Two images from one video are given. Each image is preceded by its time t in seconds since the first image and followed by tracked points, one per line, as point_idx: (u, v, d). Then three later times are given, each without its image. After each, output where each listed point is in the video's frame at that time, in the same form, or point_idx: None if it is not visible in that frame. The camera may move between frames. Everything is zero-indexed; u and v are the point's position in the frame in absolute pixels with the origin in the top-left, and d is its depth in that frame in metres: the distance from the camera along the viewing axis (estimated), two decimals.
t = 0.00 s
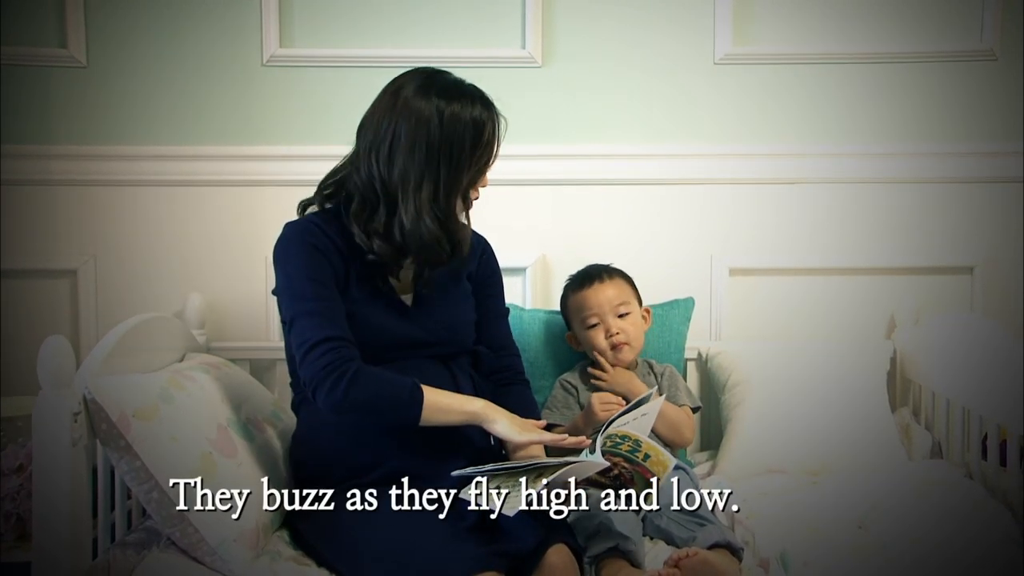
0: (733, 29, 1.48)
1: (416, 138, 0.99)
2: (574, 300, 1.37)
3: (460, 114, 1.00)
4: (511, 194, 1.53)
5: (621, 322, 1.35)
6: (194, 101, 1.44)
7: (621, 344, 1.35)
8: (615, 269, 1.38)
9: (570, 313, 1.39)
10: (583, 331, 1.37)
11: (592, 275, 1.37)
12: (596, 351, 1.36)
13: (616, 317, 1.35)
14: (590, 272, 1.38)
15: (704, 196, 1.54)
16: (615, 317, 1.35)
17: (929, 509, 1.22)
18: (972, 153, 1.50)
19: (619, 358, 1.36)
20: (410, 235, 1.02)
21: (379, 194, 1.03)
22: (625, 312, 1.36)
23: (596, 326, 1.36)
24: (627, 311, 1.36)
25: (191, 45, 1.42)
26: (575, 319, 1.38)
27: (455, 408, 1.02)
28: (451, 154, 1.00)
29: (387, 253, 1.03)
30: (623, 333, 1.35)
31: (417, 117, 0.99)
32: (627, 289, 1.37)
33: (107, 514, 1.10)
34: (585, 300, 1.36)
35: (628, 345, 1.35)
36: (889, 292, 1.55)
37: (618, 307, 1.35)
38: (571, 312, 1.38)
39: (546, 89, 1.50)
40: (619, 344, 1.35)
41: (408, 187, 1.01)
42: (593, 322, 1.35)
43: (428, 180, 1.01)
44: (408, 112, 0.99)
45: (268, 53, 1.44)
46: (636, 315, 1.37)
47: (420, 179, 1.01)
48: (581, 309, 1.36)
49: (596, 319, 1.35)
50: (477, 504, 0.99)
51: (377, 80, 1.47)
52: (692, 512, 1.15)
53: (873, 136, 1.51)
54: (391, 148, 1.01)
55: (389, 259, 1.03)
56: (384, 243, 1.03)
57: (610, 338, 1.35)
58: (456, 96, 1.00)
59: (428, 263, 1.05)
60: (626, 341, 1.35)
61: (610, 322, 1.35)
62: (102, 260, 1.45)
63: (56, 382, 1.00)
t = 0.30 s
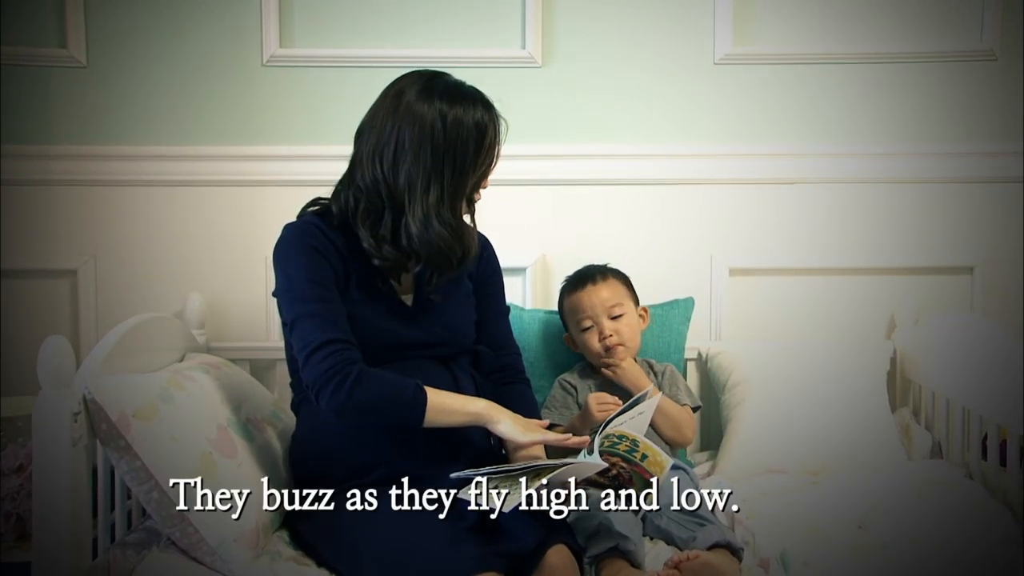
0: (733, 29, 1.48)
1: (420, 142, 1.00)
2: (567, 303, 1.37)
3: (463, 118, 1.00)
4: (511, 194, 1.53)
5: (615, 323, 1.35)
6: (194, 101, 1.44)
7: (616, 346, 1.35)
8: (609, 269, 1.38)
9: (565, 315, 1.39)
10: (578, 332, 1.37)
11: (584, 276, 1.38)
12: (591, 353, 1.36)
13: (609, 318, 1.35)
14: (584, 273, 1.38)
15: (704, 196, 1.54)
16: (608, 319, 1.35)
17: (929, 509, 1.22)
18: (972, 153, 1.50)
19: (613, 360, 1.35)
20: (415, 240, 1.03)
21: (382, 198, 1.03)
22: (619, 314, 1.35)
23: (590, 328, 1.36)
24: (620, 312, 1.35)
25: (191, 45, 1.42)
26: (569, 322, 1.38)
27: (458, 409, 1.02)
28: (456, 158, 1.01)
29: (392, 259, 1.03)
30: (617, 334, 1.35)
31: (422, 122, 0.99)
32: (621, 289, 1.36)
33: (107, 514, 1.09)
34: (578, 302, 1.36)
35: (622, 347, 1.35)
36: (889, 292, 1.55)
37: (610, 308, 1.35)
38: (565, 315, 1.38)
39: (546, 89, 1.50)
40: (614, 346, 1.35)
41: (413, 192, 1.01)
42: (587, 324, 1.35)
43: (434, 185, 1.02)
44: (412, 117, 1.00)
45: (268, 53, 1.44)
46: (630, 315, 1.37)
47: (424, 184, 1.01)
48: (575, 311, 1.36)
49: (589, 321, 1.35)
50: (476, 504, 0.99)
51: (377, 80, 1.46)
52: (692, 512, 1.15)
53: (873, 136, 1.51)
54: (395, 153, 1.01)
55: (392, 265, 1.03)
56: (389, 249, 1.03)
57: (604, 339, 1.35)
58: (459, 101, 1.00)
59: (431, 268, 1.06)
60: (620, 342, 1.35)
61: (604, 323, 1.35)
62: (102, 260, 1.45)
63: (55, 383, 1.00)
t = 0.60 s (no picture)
0: (733, 29, 1.48)
1: (409, 144, 0.99)
2: (562, 303, 1.38)
3: (453, 117, 1.00)
4: (511, 194, 1.53)
5: (608, 323, 1.35)
6: (195, 100, 1.44)
7: (610, 345, 1.34)
8: (602, 269, 1.38)
9: (560, 316, 1.39)
10: (572, 333, 1.37)
11: (579, 276, 1.37)
12: (586, 353, 1.36)
13: (601, 318, 1.34)
14: (577, 274, 1.38)
15: (704, 196, 1.54)
16: (601, 319, 1.35)
17: (929, 509, 1.22)
18: (971, 153, 1.51)
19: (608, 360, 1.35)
20: (407, 243, 1.02)
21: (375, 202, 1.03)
22: (612, 313, 1.35)
23: (584, 328, 1.35)
24: (613, 312, 1.35)
25: (191, 45, 1.42)
26: (564, 322, 1.38)
27: (454, 396, 1.00)
28: (446, 159, 1.00)
29: (386, 263, 1.03)
30: (610, 334, 1.34)
31: (411, 123, 0.99)
32: (614, 289, 1.36)
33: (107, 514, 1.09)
34: (572, 303, 1.36)
35: (616, 346, 1.34)
36: (889, 292, 1.55)
37: (603, 308, 1.35)
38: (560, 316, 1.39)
39: (546, 89, 1.50)
40: (608, 345, 1.34)
41: (404, 195, 1.01)
42: (580, 324, 1.35)
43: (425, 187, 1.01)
44: (401, 119, 0.99)
45: (268, 53, 1.44)
46: (624, 314, 1.36)
47: (415, 187, 1.00)
48: (569, 312, 1.36)
49: (583, 321, 1.35)
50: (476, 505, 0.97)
51: (377, 79, 1.46)
52: (692, 512, 1.14)
53: (873, 136, 1.51)
54: (385, 156, 1.00)
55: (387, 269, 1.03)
56: (383, 253, 1.02)
57: (597, 339, 1.34)
58: (449, 101, 1.00)
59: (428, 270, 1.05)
60: (613, 342, 1.34)
61: (596, 324, 1.34)
62: (102, 259, 1.45)
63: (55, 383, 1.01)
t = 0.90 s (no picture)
0: (733, 30, 1.48)
1: (411, 150, 0.99)
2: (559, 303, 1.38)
3: (454, 123, 1.00)
4: (511, 194, 1.53)
5: (603, 323, 1.36)
6: (195, 100, 1.44)
7: (603, 345, 1.36)
8: (599, 269, 1.39)
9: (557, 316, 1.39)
10: (568, 333, 1.38)
11: (576, 276, 1.38)
12: (580, 353, 1.37)
13: (598, 319, 1.35)
14: (574, 274, 1.38)
15: (704, 196, 1.54)
16: (597, 320, 1.35)
17: (929, 509, 1.22)
18: (971, 153, 1.51)
19: (601, 360, 1.37)
20: (406, 247, 1.02)
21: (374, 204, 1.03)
22: (608, 314, 1.36)
23: (579, 329, 1.36)
24: (609, 313, 1.36)
25: (190, 45, 1.42)
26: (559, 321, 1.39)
27: (461, 334, 0.99)
28: (448, 164, 1.00)
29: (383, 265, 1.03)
30: (605, 334, 1.36)
31: (412, 129, 0.99)
32: (612, 290, 1.37)
33: (107, 514, 1.09)
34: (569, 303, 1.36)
35: (610, 346, 1.36)
36: (889, 292, 1.55)
37: (599, 309, 1.35)
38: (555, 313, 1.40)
39: (546, 89, 1.50)
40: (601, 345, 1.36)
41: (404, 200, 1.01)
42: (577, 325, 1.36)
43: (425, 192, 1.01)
44: (404, 123, 0.99)
45: (268, 53, 1.44)
46: (619, 315, 1.37)
47: (417, 190, 1.01)
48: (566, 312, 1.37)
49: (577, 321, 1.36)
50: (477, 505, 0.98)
51: (377, 79, 1.46)
52: (692, 512, 1.14)
53: (873, 136, 1.51)
54: (388, 160, 1.00)
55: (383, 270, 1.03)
56: (383, 256, 1.03)
57: (591, 339, 1.36)
58: (453, 105, 1.00)
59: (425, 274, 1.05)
60: (607, 342, 1.36)
61: (592, 324, 1.35)
62: (102, 259, 1.45)
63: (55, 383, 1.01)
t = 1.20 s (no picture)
0: (733, 30, 1.48)
1: (399, 149, 0.98)
2: (562, 303, 1.38)
3: (441, 118, 0.98)
4: (511, 194, 1.53)
5: (607, 324, 1.35)
6: (195, 100, 1.44)
7: (606, 347, 1.34)
8: (603, 269, 1.39)
9: (560, 316, 1.39)
10: (571, 333, 1.37)
11: (580, 275, 1.38)
12: (584, 353, 1.36)
13: (601, 319, 1.34)
14: (579, 274, 1.39)
15: (704, 196, 1.54)
16: (601, 320, 1.34)
17: (929, 508, 1.22)
18: (971, 153, 1.51)
19: (605, 361, 1.35)
20: (404, 246, 1.01)
21: (370, 206, 1.03)
22: (612, 315, 1.35)
23: (583, 329, 1.35)
24: (613, 313, 1.35)
25: (190, 45, 1.42)
26: (562, 321, 1.38)
27: (466, 382, 0.98)
28: (435, 159, 0.99)
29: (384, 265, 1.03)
30: (609, 334, 1.34)
31: (399, 128, 0.98)
32: (615, 290, 1.36)
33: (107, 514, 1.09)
34: (572, 303, 1.36)
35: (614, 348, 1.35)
36: (889, 292, 1.55)
37: (603, 309, 1.35)
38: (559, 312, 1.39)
39: (546, 89, 1.50)
40: (605, 347, 1.35)
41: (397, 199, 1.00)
42: (580, 324, 1.35)
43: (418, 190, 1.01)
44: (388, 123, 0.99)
45: (268, 53, 1.44)
46: (624, 317, 1.36)
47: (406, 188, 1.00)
48: (569, 311, 1.36)
49: (581, 321, 1.35)
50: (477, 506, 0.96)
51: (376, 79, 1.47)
52: (692, 512, 1.14)
53: (873, 136, 1.51)
54: (375, 161, 1.00)
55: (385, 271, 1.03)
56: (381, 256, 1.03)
57: (596, 340, 1.34)
58: (434, 99, 0.99)
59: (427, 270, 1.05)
60: (611, 343, 1.35)
61: (596, 324, 1.34)
62: (102, 260, 1.45)
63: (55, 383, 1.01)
